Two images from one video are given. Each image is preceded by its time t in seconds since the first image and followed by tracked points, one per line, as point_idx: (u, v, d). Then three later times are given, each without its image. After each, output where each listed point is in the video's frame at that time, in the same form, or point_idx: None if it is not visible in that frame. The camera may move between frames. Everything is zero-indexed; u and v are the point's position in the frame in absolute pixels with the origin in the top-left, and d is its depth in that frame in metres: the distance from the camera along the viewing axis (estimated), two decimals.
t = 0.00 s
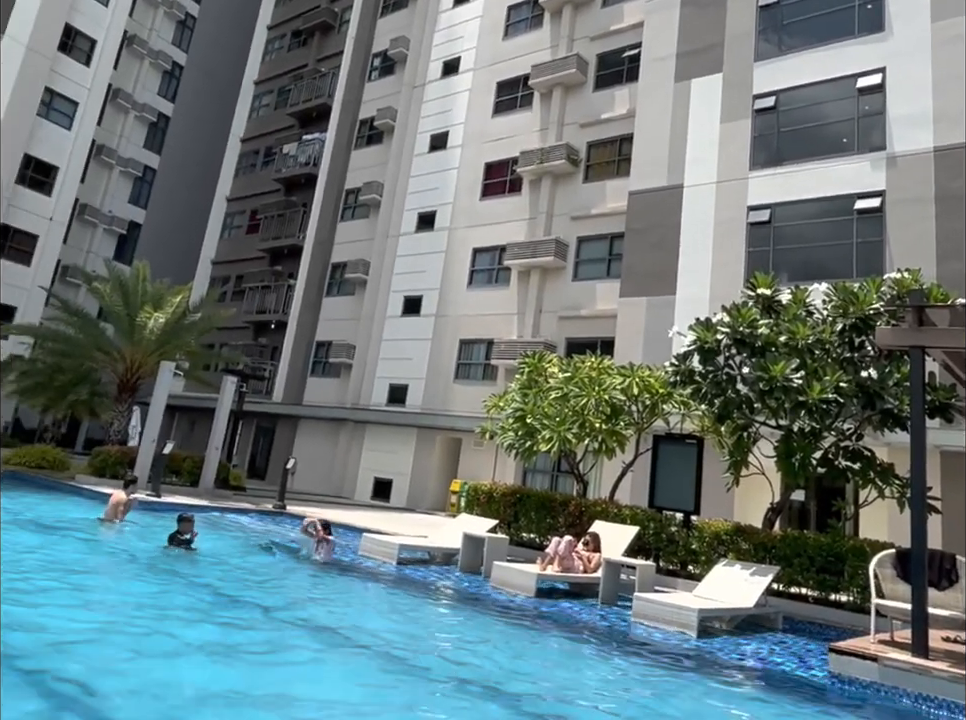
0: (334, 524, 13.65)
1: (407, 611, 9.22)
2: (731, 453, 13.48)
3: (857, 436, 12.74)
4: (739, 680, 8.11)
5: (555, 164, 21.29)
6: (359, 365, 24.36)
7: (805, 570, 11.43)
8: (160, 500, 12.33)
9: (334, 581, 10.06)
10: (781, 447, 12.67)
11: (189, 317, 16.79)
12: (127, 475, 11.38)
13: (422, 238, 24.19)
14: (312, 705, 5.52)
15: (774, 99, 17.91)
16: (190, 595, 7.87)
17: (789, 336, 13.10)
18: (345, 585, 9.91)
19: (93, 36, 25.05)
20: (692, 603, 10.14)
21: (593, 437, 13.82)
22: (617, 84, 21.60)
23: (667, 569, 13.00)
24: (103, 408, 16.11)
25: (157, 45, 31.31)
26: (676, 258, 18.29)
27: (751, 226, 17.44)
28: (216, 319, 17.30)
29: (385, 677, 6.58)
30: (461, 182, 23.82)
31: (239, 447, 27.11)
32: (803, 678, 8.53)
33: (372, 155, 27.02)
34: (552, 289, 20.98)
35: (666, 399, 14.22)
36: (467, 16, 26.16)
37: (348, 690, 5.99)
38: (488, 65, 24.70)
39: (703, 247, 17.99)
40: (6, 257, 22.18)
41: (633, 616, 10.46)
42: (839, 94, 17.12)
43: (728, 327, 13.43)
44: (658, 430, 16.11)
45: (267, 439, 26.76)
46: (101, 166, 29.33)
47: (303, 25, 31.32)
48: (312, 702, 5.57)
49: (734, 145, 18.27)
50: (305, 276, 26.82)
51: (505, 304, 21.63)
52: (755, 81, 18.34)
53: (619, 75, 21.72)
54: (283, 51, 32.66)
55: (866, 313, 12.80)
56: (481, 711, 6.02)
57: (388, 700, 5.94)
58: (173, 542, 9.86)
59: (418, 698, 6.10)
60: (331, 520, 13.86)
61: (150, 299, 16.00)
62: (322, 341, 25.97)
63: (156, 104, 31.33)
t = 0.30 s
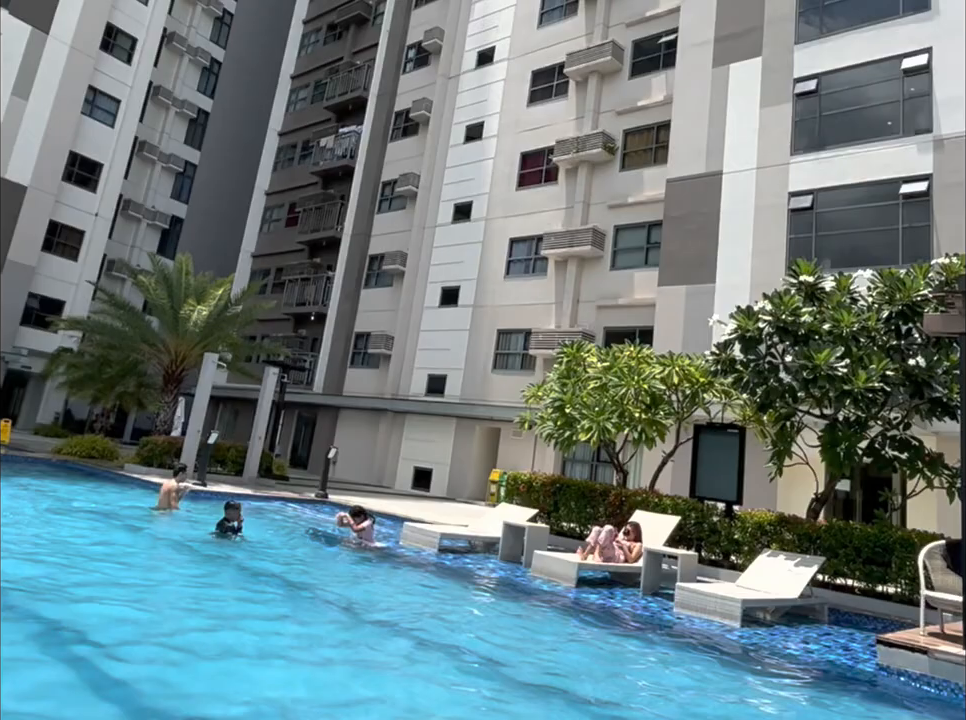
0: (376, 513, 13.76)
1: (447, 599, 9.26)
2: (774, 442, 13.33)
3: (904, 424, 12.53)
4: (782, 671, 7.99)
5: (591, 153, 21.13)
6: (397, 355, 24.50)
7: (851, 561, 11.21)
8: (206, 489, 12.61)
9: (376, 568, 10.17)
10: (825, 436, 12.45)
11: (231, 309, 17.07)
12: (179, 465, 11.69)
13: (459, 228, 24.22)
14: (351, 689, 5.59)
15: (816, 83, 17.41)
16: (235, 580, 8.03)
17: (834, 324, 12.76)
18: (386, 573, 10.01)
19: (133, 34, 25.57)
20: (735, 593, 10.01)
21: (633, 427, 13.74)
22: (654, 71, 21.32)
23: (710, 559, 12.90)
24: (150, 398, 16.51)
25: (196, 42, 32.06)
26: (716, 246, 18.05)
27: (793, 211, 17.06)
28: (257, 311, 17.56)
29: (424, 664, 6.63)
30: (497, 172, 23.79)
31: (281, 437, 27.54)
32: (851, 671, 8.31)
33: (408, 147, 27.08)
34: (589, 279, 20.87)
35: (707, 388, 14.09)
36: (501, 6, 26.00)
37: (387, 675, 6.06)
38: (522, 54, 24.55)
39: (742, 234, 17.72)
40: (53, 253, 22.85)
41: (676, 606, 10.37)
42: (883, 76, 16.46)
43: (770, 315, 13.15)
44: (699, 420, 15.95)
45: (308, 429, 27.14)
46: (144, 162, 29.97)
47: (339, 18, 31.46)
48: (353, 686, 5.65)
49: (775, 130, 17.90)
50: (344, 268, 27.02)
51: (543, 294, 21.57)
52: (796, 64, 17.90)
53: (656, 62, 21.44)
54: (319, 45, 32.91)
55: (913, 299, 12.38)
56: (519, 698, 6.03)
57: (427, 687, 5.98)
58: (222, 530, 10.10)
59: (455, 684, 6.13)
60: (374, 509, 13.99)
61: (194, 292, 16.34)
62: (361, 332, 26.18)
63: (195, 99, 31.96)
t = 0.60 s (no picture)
0: (418, 503, 13.86)
1: (487, 587, 9.28)
2: (819, 432, 13.10)
3: (956, 415, 12.14)
4: (828, 663, 7.84)
5: (629, 142, 20.91)
6: (436, 347, 24.60)
7: (900, 553, 10.96)
8: (251, 479, 12.85)
9: (418, 556, 10.24)
10: (873, 427, 12.16)
11: (272, 302, 17.31)
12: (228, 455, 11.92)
13: (496, 219, 24.19)
14: (393, 672, 5.63)
15: (860, 65, 16.83)
16: (279, 566, 8.16)
17: (881, 312, 12.41)
18: (428, 562, 10.07)
19: (173, 32, 26.01)
20: (781, 585, 9.86)
21: (674, 417, 13.63)
22: (693, 57, 20.97)
23: (754, 550, 12.76)
24: (196, 390, 16.85)
25: (234, 39, 32.48)
26: (757, 233, 17.75)
27: (837, 198, 16.59)
28: (298, 304, 17.73)
29: (464, 649, 6.65)
30: (534, 162, 23.70)
31: (323, 428, 27.95)
32: (900, 664, 8.12)
33: (445, 139, 27.11)
34: (628, 269, 20.70)
35: (750, 378, 13.90)
36: None
37: (426, 660, 6.08)
38: (558, 44, 24.36)
39: (785, 221, 17.40)
40: (100, 249, 23.41)
41: (719, 598, 10.26)
42: (931, 56, 15.75)
43: (814, 304, 12.86)
44: (742, 410, 15.74)
45: (349, 420, 27.44)
46: (186, 159, 30.50)
47: (374, 12, 31.52)
48: (394, 669, 5.69)
49: (817, 115, 17.48)
50: (383, 260, 27.19)
51: (581, 285, 21.46)
52: (839, 47, 17.38)
53: (694, 48, 21.09)
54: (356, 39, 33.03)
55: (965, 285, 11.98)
56: (560, 684, 6.00)
57: (468, 671, 6.00)
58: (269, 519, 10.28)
59: (496, 669, 6.14)
60: (416, 499, 14.11)
61: (237, 286, 16.61)
62: (401, 324, 26.35)
63: (235, 96, 32.41)
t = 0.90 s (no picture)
0: (460, 493, 13.91)
1: (531, 577, 9.28)
2: (868, 423, 12.83)
3: None
4: (883, 657, 7.66)
5: (669, 131, 20.65)
6: (477, 339, 24.60)
7: (953, 547, 10.66)
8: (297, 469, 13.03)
9: (461, 546, 10.28)
10: (924, 418, 11.84)
11: (314, 295, 17.49)
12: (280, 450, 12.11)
13: (534, 211, 24.12)
14: (442, 662, 5.63)
15: (908, 48, 16.35)
16: (325, 555, 8.25)
17: (933, 300, 12.06)
18: (471, 551, 10.11)
19: (214, 29, 26.38)
20: (830, 578, 9.66)
21: (718, 408, 13.44)
22: (734, 42, 20.59)
23: (801, 543, 12.56)
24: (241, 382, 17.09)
25: (273, 36, 32.78)
26: (802, 220, 17.42)
27: (885, 184, 16.18)
28: (339, 297, 17.88)
29: (512, 639, 6.64)
30: (573, 153, 23.55)
31: (365, 419, 28.24)
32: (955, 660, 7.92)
33: (483, 131, 27.10)
34: (670, 259, 20.48)
35: (796, 368, 13.65)
36: None
37: (472, 649, 6.10)
38: (595, 33, 24.13)
39: (832, 208, 17.01)
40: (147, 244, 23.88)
41: (766, 591, 10.11)
42: None
43: (862, 292, 12.50)
44: (787, 401, 15.50)
45: (391, 412, 27.65)
46: (228, 155, 30.92)
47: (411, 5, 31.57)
48: (443, 658, 5.69)
49: (862, 99, 17.02)
50: (423, 253, 27.29)
51: (622, 275, 21.29)
52: (885, 28, 16.87)
53: (735, 33, 20.69)
54: (393, 32, 33.12)
55: None
56: (607, 675, 5.98)
57: (517, 661, 5.98)
58: (317, 510, 10.40)
59: (544, 660, 6.10)
60: (459, 490, 14.16)
61: (279, 279, 16.81)
62: (441, 316, 26.43)
63: (275, 92, 32.74)
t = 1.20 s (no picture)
0: (503, 485, 13.96)
1: (575, 568, 9.29)
2: (921, 416, 12.49)
3: None
4: (936, 654, 7.50)
5: (711, 120, 20.34)
6: (518, 332, 24.57)
7: None
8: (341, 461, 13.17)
9: (505, 537, 10.33)
10: None
11: (356, 289, 17.63)
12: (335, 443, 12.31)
13: (574, 203, 23.96)
14: (488, 654, 5.66)
15: (960, 30, 15.89)
16: (369, 547, 8.36)
17: None
18: (515, 543, 10.14)
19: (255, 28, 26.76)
20: (881, 573, 9.46)
21: (764, 401, 13.22)
22: (778, 28, 20.15)
23: (851, 538, 12.33)
24: (286, 375, 17.37)
25: (313, 32, 33.05)
26: (849, 208, 17.03)
27: (937, 171, 15.77)
28: (381, 290, 17.99)
29: (555, 629, 6.67)
30: (613, 143, 23.34)
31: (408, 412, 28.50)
32: None
33: (522, 123, 27.00)
34: (713, 249, 20.21)
35: (844, 360, 13.37)
36: None
37: (517, 638, 6.15)
38: (635, 22, 23.84)
39: (881, 196, 16.60)
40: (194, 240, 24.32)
41: (815, 585, 9.94)
42: None
43: (914, 282, 11.99)
44: (835, 393, 15.21)
45: (433, 404, 27.84)
46: (270, 151, 31.37)
47: None
48: (488, 651, 5.73)
49: (912, 83, 16.54)
50: (463, 246, 27.35)
51: (664, 267, 21.07)
52: (937, 10, 16.36)
53: (778, 19, 20.24)
54: (431, 26, 33.13)
55: None
56: (651, 667, 5.98)
57: (563, 653, 5.99)
58: (364, 502, 10.56)
59: (589, 652, 6.10)
60: (502, 481, 14.22)
61: (321, 273, 16.98)
62: (481, 310, 26.47)
63: (315, 88, 33.06)
